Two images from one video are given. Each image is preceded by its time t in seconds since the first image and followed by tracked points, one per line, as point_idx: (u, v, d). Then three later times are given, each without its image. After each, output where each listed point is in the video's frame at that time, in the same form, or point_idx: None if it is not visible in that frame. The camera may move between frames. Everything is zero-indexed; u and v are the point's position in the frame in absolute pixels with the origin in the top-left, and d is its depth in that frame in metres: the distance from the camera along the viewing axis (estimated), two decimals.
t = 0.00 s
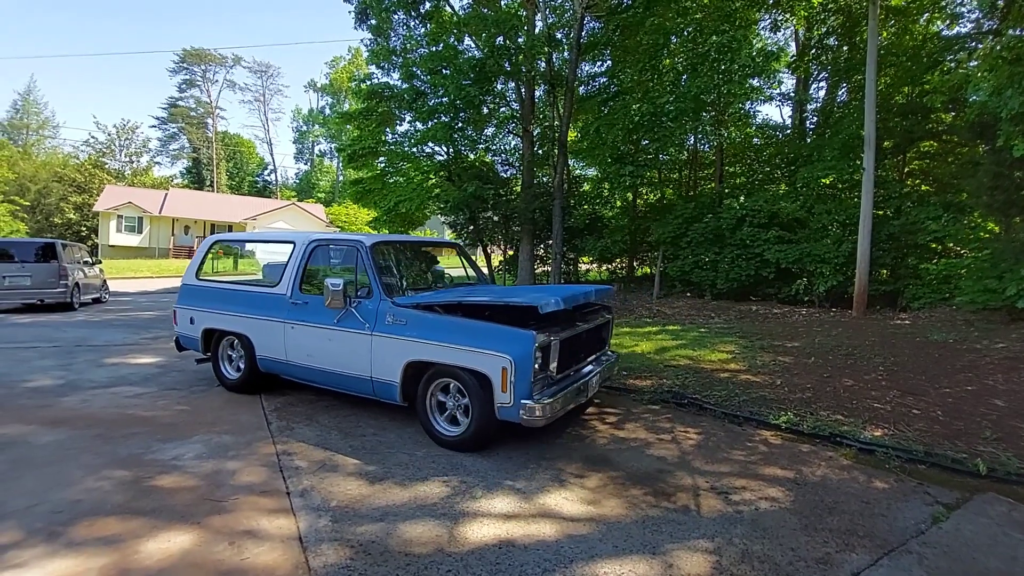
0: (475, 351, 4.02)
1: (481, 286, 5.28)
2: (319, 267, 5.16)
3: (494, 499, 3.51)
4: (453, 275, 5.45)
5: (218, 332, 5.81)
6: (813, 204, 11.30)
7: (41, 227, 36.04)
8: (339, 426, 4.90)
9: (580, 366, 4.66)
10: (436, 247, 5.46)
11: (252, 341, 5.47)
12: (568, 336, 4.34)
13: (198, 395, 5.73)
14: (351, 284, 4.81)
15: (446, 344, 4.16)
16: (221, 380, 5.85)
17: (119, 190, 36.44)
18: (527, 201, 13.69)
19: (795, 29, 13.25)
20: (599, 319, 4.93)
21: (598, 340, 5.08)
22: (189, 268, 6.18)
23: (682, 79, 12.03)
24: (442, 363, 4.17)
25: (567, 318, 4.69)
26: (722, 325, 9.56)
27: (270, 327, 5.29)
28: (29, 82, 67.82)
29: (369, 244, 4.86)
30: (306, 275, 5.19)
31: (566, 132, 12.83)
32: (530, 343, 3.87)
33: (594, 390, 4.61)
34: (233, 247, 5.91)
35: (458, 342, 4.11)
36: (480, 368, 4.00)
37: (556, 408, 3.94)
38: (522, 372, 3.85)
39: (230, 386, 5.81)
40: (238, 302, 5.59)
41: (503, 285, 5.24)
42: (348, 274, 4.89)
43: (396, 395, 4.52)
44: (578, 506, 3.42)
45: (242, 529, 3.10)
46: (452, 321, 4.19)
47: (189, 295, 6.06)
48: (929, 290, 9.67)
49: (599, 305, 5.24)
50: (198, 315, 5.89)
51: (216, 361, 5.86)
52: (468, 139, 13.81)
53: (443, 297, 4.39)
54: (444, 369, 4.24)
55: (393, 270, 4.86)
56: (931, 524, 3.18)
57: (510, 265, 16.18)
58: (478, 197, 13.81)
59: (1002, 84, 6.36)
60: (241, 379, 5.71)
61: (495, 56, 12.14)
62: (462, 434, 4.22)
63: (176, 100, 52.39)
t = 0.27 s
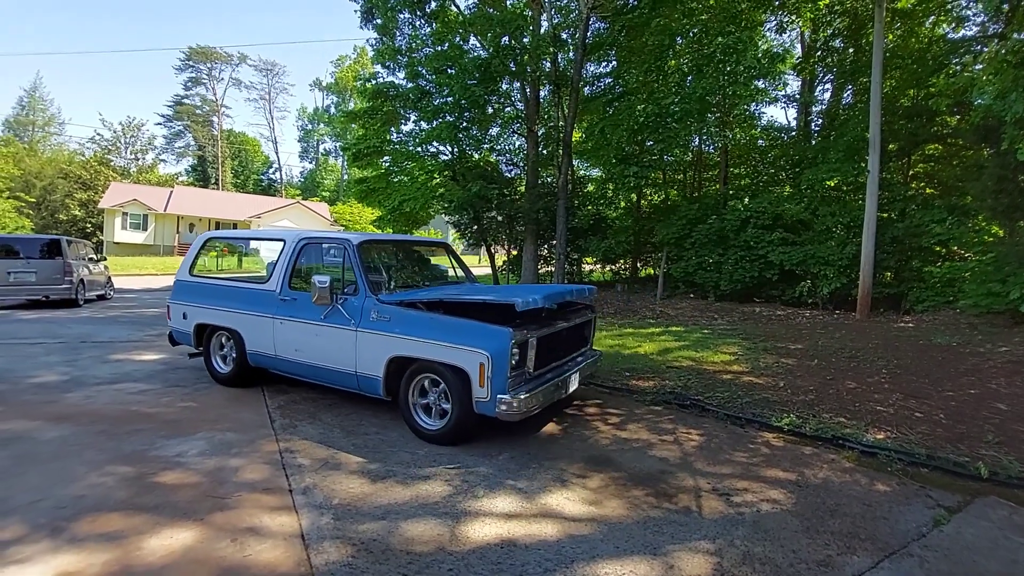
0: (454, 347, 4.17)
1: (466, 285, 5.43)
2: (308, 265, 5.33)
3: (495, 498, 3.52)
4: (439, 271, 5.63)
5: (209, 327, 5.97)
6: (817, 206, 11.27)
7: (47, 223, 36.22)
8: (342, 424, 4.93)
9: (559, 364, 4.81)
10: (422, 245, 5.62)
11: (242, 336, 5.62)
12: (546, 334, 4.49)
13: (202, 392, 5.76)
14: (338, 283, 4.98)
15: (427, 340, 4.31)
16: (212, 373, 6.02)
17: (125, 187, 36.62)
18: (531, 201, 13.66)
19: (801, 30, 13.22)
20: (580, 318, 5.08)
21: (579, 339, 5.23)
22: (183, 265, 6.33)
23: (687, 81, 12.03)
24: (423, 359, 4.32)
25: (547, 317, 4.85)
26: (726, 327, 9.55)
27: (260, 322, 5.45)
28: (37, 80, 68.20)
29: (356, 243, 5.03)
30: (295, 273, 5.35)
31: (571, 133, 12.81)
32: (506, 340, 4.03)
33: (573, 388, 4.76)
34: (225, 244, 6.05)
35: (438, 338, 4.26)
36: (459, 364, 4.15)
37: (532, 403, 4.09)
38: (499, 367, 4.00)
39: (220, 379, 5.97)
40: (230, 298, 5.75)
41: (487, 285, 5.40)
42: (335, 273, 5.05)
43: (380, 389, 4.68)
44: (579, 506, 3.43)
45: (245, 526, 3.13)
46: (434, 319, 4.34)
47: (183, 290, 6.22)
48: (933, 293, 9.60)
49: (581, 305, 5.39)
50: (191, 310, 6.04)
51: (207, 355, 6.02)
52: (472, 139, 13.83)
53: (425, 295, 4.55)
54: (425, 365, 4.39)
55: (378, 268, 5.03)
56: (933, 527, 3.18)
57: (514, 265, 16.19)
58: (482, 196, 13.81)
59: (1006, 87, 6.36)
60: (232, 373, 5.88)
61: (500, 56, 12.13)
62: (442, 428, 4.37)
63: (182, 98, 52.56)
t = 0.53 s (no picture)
0: (441, 343, 4.30)
1: (460, 283, 5.57)
2: (306, 264, 5.49)
3: (504, 498, 3.54)
4: (433, 270, 5.84)
5: (212, 324, 6.17)
6: (831, 206, 11.11)
7: (65, 223, 36.81)
8: (353, 422, 4.97)
9: (548, 361, 4.92)
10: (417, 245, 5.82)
11: (243, 332, 5.81)
12: (533, 332, 4.61)
13: (215, 390, 5.83)
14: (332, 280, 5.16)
15: (416, 336, 4.44)
16: (215, 366, 6.25)
17: (141, 188, 37.12)
18: (541, 201, 13.66)
19: (815, 28, 13.12)
20: (569, 316, 5.18)
21: (569, 337, 5.34)
22: (188, 262, 6.54)
23: (699, 80, 12.00)
24: (412, 354, 4.46)
25: (536, 314, 4.95)
26: (738, 327, 9.49)
27: (259, 318, 5.62)
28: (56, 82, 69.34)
29: (351, 242, 5.18)
30: (293, 271, 5.52)
31: (581, 132, 12.80)
32: (490, 336, 4.15)
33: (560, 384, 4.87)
34: (229, 243, 6.25)
35: (427, 334, 4.39)
36: (446, 359, 4.28)
37: (517, 398, 4.21)
38: (484, 363, 4.12)
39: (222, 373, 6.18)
40: (230, 295, 5.94)
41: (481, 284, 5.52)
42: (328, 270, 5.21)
43: (371, 384, 4.83)
44: (588, 507, 3.44)
45: (257, 523, 3.17)
46: (423, 315, 4.47)
47: (187, 287, 6.43)
48: (947, 294, 9.50)
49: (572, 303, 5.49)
50: (195, 306, 6.25)
51: (209, 350, 6.23)
52: (482, 139, 13.85)
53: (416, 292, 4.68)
54: (414, 360, 4.53)
55: (373, 267, 5.19)
56: (946, 532, 3.14)
57: (524, 265, 16.19)
58: (492, 196, 13.83)
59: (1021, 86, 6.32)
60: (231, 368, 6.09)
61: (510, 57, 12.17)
62: (432, 422, 4.51)
63: (197, 99, 53.17)
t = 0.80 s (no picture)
0: (431, 338, 4.45)
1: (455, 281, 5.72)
2: (306, 261, 5.67)
3: (515, 497, 3.52)
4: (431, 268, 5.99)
5: (217, 319, 6.38)
6: (847, 205, 10.99)
7: (84, 222, 37.35)
8: (365, 420, 4.98)
9: (537, 357, 5.04)
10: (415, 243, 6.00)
11: (245, 327, 6.02)
12: (522, 328, 4.74)
13: (230, 386, 5.87)
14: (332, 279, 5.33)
15: (408, 332, 4.59)
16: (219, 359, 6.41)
17: (158, 187, 37.63)
18: (552, 201, 13.61)
19: (830, 26, 12.96)
20: (560, 314, 5.30)
21: (560, 335, 5.46)
22: (194, 259, 6.76)
23: (712, 79, 11.90)
24: (404, 349, 4.62)
25: (527, 311, 5.08)
26: (751, 328, 9.40)
27: (260, 313, 5.82)
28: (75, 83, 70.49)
29: (349, 241, 5.35)
30: (294, 268, 5.71)
31: (593, 131, 12.72)
32: (478, 332, 4.29)
33: (549, 380, 4.99)
34: (237, 240, 6.39)
35: (418, 330, 4.54)
36: (436, 354, 4.43)
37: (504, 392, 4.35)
38: (472, 357, 4.27)
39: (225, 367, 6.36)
40: (233, 291, 6.14)
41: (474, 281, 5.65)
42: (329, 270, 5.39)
43: (366, 378, 4.99)
44: (599, 507, 3.41)
45: (270, 518, 3.18)
46: (415, 311, 4.62)
47: (194, 283, 6.63)
48: (969, 296, 9.33)
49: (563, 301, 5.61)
50: (200, 302, 6.46)
51: (213, 344, 6.42)
52: (493, 138, 13.83)
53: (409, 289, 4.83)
54: (406, 355, 4.68)
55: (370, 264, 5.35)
56: (966, 538, 3.07)
57: (536, 264, 16.14)
58: (503, 195, 13.80)
59: None
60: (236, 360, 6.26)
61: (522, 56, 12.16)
62: (423, 415, 4.65)
63: (212, 100, 53.70)
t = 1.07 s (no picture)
0: (421, 333, 4.55)
1: (450, 278, 5.80)
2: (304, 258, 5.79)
3: (525, 495, 3.49)
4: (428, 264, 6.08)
5: (220, 314, 6.55)
6: (861, 204, 10.73)
7: (102, 220, 37.82)
8: (376, 416, 4.97)
9: (528, 353, 5.11)
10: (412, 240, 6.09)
11: (246, 322, 6.17)
12: (512, 323, 4.81)
13: (242, 382, 5.90)
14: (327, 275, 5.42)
15: (399, 327, 4.69)
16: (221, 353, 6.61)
17: (172, 186, 38.04)
18: (563, 199, 13.55)
19: (846, 21, 12.78)
20: (552, 310, 5.36)
21: (552, 331, 5.51)
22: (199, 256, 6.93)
23: (724, 76, 11.81)
24: (396, 343, 4.72)
25: (518, 307, 5.15)
26: (763, 328, 9.30)
27: (261, 309, 5.97)
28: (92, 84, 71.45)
29: (344, 238, 5.44)
30: (292, 264, 5.83)
31: (603, 129, 12.63)
32: (466, 327, 4.37)
33: (540, 375, 5.06)
34: (243, 237, 6.48)
35: (409, 325, 4.64)
36: (426, 348, 4.53)
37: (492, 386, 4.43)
38: (460, 352, 4.36)
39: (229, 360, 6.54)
40: (236, 287, 6.29)
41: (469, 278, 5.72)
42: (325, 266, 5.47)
43: (360, 371, 5.11)
44: (610, 507, 3.37)
45: (281, 513, 3.17)
46: (406, 307, 4.72)
47: (198, 279, 6.80)
48: (990, 296, 9.18)
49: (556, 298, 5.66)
50: (205, 298, 6.63)
51: (217, 338, 6.59)
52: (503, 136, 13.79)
53: (401, 286, 4.92)
54: (398, 349, 4.78)
55: (366, 260, 5.44)
56: (988, 544, 2.99)
57: (546, 263, 16.09)
58: (513, 194, 13.76)
59: None
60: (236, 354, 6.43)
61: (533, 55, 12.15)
62: (413, 408, 4.74)
63: (225, 100, 54.14)
